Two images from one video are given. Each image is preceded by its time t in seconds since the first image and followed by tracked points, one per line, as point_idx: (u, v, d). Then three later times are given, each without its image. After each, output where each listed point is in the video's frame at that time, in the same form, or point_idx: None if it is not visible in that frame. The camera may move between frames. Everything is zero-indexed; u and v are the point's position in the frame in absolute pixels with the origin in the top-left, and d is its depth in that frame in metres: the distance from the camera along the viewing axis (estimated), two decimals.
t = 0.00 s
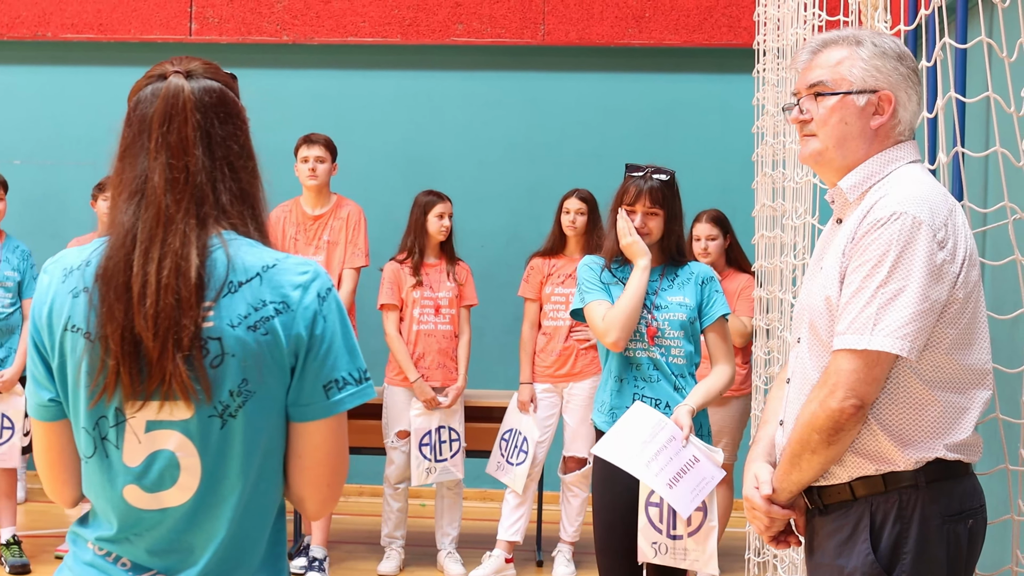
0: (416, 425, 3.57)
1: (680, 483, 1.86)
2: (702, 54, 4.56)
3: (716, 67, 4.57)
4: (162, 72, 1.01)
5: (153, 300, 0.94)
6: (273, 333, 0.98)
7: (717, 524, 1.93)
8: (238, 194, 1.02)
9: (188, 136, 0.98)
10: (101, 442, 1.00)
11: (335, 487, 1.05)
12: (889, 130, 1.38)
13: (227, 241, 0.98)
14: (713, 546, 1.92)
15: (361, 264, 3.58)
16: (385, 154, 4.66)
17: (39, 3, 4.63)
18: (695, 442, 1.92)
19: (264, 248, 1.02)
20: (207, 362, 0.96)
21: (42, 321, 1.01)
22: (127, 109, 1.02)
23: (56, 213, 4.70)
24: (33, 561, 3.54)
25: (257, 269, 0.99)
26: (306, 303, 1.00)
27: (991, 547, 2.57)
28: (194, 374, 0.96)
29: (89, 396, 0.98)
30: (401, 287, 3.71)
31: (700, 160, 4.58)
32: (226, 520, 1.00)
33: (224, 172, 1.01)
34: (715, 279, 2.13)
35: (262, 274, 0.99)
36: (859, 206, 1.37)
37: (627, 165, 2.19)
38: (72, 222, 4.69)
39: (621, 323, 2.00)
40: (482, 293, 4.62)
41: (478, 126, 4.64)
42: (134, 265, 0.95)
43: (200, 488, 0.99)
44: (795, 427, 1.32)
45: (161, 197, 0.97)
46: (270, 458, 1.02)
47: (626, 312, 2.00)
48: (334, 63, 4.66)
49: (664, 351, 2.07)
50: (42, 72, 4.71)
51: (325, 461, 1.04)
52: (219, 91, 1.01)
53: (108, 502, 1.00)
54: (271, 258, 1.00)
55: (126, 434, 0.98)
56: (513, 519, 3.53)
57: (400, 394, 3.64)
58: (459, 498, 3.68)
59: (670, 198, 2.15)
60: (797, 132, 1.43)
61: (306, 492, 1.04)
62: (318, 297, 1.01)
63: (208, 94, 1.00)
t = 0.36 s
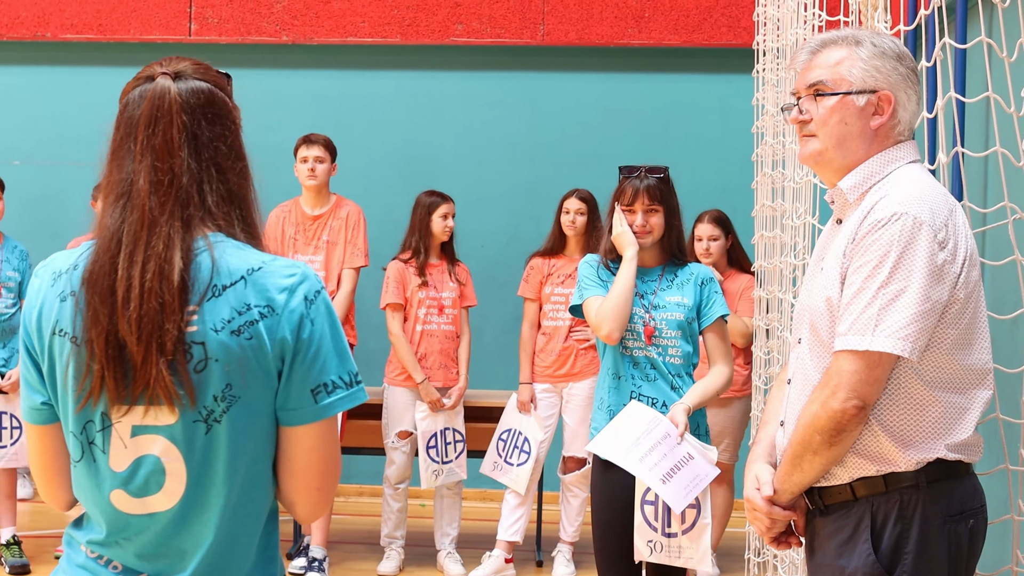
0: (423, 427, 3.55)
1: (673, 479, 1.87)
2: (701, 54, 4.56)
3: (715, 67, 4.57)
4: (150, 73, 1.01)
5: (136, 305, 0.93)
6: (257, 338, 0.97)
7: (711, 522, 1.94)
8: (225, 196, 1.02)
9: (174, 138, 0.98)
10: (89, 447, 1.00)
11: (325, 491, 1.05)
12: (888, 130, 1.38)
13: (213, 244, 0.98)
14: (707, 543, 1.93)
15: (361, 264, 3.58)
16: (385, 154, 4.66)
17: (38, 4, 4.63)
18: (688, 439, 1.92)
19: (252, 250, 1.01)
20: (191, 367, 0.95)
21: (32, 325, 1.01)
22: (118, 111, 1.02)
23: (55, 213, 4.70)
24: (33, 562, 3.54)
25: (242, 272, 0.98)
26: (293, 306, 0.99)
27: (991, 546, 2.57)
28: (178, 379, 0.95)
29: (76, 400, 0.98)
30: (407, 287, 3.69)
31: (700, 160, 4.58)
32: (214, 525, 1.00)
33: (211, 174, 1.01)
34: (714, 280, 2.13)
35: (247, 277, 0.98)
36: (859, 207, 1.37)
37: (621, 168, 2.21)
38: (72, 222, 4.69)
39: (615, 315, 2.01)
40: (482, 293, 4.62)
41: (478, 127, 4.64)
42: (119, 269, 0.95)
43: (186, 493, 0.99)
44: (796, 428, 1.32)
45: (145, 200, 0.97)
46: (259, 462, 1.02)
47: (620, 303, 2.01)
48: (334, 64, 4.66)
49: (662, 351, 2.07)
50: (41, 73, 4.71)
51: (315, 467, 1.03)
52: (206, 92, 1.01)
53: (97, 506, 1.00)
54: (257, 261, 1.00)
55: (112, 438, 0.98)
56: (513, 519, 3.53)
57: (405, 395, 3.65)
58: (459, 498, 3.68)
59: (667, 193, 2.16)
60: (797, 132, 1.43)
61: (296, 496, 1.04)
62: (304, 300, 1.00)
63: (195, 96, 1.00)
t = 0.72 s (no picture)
0: (411, 426, 3.57)
1: (674, 489, 1.85)
2: (702, 55, 4.57)
3: (716, 68, 4.57)
4: (143, 74, 1.01)
5: (128, 305, 0.93)
6: (250, 337, 0.97)
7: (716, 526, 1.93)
8: (219, 196, 1.02)
9: (167, 139, 0.98)
10: (83, 447, 1.00)
11: (323, 493, 1.05)
12: (890, 130, 1.38)
13: (206, 243, 0.98)
14: (715, 546, 1.93)
15: (362, 264, 3.58)
16: (385, 153, 4.66)
17: (39, 3, 4.63)
18: (688, 446, 1.91)
19: (246, 249, 1.01)
20: (183, 367, 0.95)
21: (29, 326, 1.01)
22: (112, 112, 1.02)
23: (56, 212, 4.70)
24: (33, 561, 3.54)
25: (235, 272, 0.98)
26: (286, 305, 0.99)
27: (992, 547, 2.57)
28: (170, 380, 0.95)
29: (70, 402, 0.99)
30: (403, 286, 3.71)
31: (701, 160, 4.58)
32: (208, 525, 1.00)
33: (204, 174, 1.00)
34: (717, 281, 2.12)
35: (240, 277, 0.98)
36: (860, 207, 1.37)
37: (618, 168, 2.22)
38: (72, 221, 4.69)
39: (613, 318, 2.02)
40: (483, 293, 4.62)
41: (478, 127, 4.64)
42: (111, 270, 0.95)
43: (180, 493, 0.99)
44: (798, 429, 1.32)
45: (137, 201, 0.97)
46: (253, 462, 1.01)
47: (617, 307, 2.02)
48: (334, 63, 4.66)
49: (663, 351, 2.06)
50: (42, 72, 4.71)
51: (310, 468, 1.03)
52: (199, 92, 1.00)
53: (93, 506, 1.01)
54: (251, 261, 1.00)
55: (105, 438, 0.98)
56: (513, 518, 3.53)
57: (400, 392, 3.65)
58: (459, 498, 3.68)
59: (665, 189, 2.16)
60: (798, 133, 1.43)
61: (292, 498, 1.04)
62: (298, 300, 1.00)
63: (188, 96, 1.00)
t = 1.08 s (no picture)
0: (409, 426, 3.58)
1: (683, 481, 1.89)
2: (704, 55, 4.57)
3: (718, 68, 4.57)
4: (145, 73, 1.01)
5: (132, 303, 0.93)
6: (254, 335, 0.98)
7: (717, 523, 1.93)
8: (221, 194, 1.02)
9: (169, 137, 0.98)
10: (86, 446, 1.00)
11: (325, 492, 1.05)
12: (893, 131, 1.38)
13: (210, 242, 0.98)
14: (716, 544, 1.92)
15: (363, 264, 3.58)
16: (387, 154, 4.66)
17: (41, 3, 4.64)
18: (697, 441, 1.94)
19: (249, 248, 1.01)
20: (187, 365, 0.96)
21: (31, 326, 1.02)
22: (114, 111, 1.02)
23: (57, 212, 4.71)
24: (33, 560, 3.54)
25: (239, 270, 0.98)
26: (290, 303, 1.00)
27: (993, 549, 2.57)
28: (175, 377, 0.95)
29: (74, 401, 0.99)
30: (404, 285, 3.71)
31: (703, 161, 4.58)
32: (212, 523, 1.00)
33: (207, 173, 1.01)
34: (724, 283, 2.12)
35: (243, 275, 0.99)
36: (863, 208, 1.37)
37: (619, 169, 2.21)
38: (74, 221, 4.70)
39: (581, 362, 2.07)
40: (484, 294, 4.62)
41: (481, 127, 4.64)
42: (114, 268, 0.95)
43: (185, 491, 0.99)
44: (800, 429, 1.32)
45: (140, 199, 0.97)
46: (257, 461, 1.02)
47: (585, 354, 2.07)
48: (337, 64, 4.66)
49: (667, 352, 2.08)
50: (44, 71, 4.71)
51: (313, 467, 1.03)
52: (202, 91, 1.01)
53: (96, 505, 1.01)
54: (254, 259, 1.00)
55: (109, 437, 0.98)
56: (515, 519, 3.53)
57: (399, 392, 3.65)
58: (461, 498, 3.67)
59: (668, 186, 2.15)
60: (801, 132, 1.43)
61: (295, 497, 1.04)
62: (302, 297, 1.01)
63: (191, 95, 1.00)
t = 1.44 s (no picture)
0: (421, 429, 3.55)
1: (653, 452, 1.77)
2: (706, 56, 4.57)
3: (720, 69, 4.57)
4: (154, 74, 1.01)
5: (140, 303, 0.94)
6: (262, 336, 0.98)
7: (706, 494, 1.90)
8: (230, 195, 1.02)
9: (177, 137, 0.98)
10: (96, 447, 1.00)
11: (332, 493, 1.05)
12: (891, 132, 1.37)
13: (218, 243, 0.98)
14: (708, 517, 1.90)
15: (365, 265, 3.58)
16: (388, 154, 4.66)
17: (44, 4, 4.64)
18: (670, 416, 1.89)
19: (256, 249, 1.01)
20: (196, 366, 0.96)
21: (38, 328, 1.02)
22: (122, 112, 1.02)
23: (59, 212, 4.72)
24: (35, 561, 3.55)
25: (247, 271, 0.98)
26: (298, 305, 1.00)
27: (994, 551, 2.57)
28: (184, 377, 0.95)
29: (83, 403, 0.99)
30: (410, 286, 3.71)
31: (705, 162, 4.58)
32: (220, 525, 1.00)
33: (216, 173, 1.01)
34: (727, 285, 2.13)
35: (252, 276, 0.99)
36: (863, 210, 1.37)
37: (618, 170, 2.21)
38: (76, 222, 4.70)
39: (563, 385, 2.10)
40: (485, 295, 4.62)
41: (483, 128, 4.65)
42: (123, 269, 0.95)
43: (194, 492, 0.99)
44: (801, 430, 1.32)
45: (149, 199, 0.97)
46: (266, 462, 1.02)
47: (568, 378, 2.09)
48: (339, 64, 4.66)
49: (665, 354, 2.08)
50: (46, 72, 4.72)
51: (321, 468, 1.03)
52: (211, 93, 1.01)
53: (105, 506, 1.01)
54: (262, 261, 1.00)
55: (118, 438, 0.99)
56: (517, 520, 3.53)
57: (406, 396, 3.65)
58: (464, 499, 3.67)
59: (668, 185, 2.15)
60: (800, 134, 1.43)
61: (303, 497, 1.04)
62: (309, 299, 1.01)
63: (199, 96, 1.00)
